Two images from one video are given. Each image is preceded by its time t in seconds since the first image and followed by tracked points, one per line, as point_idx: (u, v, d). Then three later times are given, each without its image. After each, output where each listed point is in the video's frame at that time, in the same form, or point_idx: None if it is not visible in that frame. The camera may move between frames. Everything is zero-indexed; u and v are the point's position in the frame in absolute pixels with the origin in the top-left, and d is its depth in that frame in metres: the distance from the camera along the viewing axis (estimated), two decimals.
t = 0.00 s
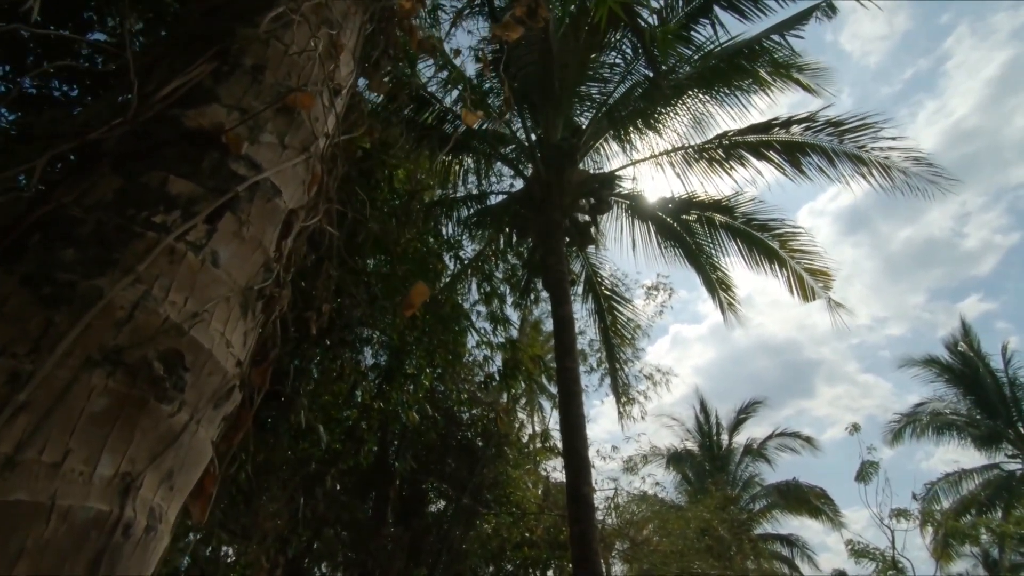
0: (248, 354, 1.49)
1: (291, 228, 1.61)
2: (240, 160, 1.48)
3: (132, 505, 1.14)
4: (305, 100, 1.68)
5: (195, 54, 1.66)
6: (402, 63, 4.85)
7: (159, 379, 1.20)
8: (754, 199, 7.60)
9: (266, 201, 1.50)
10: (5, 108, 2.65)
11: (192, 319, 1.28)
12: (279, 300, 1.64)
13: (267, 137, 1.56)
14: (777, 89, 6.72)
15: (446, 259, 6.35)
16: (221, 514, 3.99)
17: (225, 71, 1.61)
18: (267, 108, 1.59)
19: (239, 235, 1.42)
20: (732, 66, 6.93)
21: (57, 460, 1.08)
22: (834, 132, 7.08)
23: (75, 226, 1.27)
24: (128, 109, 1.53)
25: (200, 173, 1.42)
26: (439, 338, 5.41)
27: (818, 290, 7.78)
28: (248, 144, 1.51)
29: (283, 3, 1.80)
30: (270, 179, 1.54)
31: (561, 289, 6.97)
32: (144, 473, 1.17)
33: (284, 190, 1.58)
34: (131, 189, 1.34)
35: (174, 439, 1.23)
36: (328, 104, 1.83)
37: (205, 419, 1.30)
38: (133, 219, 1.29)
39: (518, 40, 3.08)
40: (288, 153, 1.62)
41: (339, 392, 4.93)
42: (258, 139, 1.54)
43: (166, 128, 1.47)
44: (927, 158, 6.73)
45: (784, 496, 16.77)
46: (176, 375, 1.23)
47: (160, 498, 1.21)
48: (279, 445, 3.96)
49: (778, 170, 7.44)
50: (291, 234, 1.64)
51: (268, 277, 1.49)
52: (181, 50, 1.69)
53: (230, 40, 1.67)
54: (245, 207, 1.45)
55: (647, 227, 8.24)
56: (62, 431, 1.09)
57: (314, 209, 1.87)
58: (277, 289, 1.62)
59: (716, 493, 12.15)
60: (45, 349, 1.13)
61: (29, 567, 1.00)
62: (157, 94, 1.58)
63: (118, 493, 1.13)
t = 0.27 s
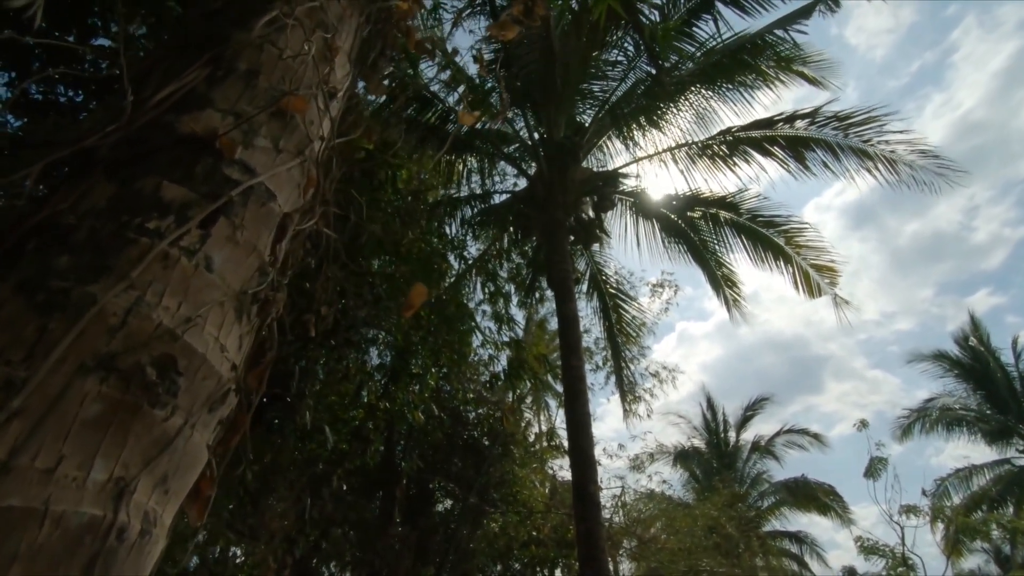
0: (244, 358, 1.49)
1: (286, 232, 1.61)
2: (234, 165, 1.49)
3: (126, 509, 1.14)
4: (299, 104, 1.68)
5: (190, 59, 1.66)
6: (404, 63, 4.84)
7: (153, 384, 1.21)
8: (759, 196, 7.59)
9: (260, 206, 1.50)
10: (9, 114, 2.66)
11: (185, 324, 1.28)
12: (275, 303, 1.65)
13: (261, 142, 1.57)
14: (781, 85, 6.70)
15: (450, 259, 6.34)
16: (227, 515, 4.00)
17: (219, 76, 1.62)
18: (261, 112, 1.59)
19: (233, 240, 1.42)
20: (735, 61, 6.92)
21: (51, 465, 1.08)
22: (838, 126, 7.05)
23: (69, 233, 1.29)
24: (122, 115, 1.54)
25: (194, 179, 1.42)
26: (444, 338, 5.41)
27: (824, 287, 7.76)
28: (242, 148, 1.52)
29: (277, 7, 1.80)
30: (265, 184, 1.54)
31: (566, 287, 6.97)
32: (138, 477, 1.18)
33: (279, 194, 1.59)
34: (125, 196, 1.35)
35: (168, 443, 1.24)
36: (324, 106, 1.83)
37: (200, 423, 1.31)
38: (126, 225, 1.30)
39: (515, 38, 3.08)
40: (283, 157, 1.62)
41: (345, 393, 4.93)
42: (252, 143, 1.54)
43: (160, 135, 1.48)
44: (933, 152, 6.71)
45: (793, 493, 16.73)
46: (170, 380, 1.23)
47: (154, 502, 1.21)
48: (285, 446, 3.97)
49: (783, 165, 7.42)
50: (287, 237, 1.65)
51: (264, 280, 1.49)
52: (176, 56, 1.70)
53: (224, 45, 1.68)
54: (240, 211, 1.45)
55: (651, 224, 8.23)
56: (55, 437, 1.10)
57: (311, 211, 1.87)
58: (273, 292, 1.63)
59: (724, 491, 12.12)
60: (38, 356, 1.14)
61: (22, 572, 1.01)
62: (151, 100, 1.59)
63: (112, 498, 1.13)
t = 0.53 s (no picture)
0: (235, 367, 1.51)
1: (277, 242, 1.62)
2: (223, 178, 1.50)
3: (118, 519, 1.16)
4: (288, 116, 1.69)
5: (179, 73, 1.68)
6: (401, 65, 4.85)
7: (143, 396, 1.22)
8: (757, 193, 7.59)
9: (250, 217, 1.51)
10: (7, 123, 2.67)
11: (175, 336, 1.30)
12: (266, 312, 1.66)
13: (250, 153, 1.58)
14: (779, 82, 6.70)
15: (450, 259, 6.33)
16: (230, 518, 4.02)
17: (208, 89, 1.63)
18: (250, 125, 1.60)
19: (223, 251, 1.43)
20: (732, 57, 6.92)
21: (42, 478, 1.10)
22: (837, 122, 7.06)
23: (59, 248, 1.30)
24: (112, 130, 1.55)
25: (184, 192, 1.44)
26: (445, 339, 5.42)
27: (824, 283, 7.77)
28: (231, 161, 1.53)
29: (266, 19, 1.81)
30: (255, 195, 1.55)
31: (566, 287, 6.98)
32: (130, 487, 1.19)
33: (269, 205, 1.60)
34: (116, 211, 1.36)
35: (160, 453, 1.25)
36: (314, 116, 1.84)
37: (191, 433, 1.32)
38: (117, 240, 1.31)
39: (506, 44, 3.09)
40: (272, 168, 1.64)
41: (346, 395, 4.95)
42: (241, 155, 1.55)
43: (149, 149, 1.49)
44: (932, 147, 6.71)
45: (796, 489, 16.73)
46: (160, 392, 1.24)
47: (146, 512, 1.23)
48: (286, 449, 3.98)
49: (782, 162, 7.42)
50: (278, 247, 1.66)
51: (254, 291, 1.50)
52: (166, 69, 1.71)
53: (213, 58, 1.69)
54: (230, 223, 1.46)
55: (651, 222, 8.24)
56: (47, 451, 1.11)
57: (303, 221, 1.88)
58: (264, 302, 1.64)
59: (727, 488, 12.12)
60: (29, 371, 1.15)
61: None
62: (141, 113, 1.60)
63: (104, 508, 1.15)
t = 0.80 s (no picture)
0: (232, 373, 1.51)
1: (273, 248, 1.63)
2: (219, 185, 1.50)
3: (117, 525, 1.17)
4: (283, 122, 1.69)
5: (174, 81, 1.68)
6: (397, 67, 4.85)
7: (140, 403, 1.22)
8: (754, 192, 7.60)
9: (245, 224, 1.52)
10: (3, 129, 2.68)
11: (172, 343, 1.30)
12: (263, 319, 1.66)
13: (245, 161, 1.58)
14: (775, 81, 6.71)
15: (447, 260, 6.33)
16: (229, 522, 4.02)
17: (203, 97, 1.64)
18: (246, 132, 1.60)
19: (219, 258, 1.44)
20: (728, 56, 6.93)
21: (41, 486, 1.11)
22: (832, 121, 7.08)
23: (56, 258, 1.31)
24: (108, 139, 1.56)
25: (180, 200, 1.44)
26: (443, 341, 5.43)
27: (821, 281, 7.78)
28: (226, 169, 1.53)
29: (260, 26, 1.82)
30: (250, 202, 1.55)
31: (563, 287, 6.99)
32: (128, 494, 1.20)
33: (264, 212, 1.60)
34: (112, 220, 1.37)
35: (157, 460, 1.26)
36: (309, 122, 1.84)
37: (188, 439, 1.33)
38: (113, 248, 1.32)
39: (502, 46, 3.10)
40: (267, 175, 1.64)
41: (344, 397, 4.95)
42: (237, 162, 1.55)
43: (145, 157, 1.50)
44: (927, 146, 6.73)
45: (795, 486, 16.75)
46: (157, 399, 1.25)
47: (145, 518, 1.23)
48: (284, 452, 3.99)
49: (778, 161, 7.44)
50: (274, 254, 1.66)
51: (250, 297, 1.51)
52: (162, 77, 1.72)
53: (208, 66, 1.69)
54: (225, 231, 1.46)
55: (648, 222, 8.25)
56: (46, 459, 1.12)
57: (297, 227, 1.89)
58: (260, 307, 1.64)
59: (726, 486, 12.14)
60: (28, 381, 1.16)
61: None
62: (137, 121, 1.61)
63: (103, 515, 1.16)
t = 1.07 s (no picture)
0: (240, 369, 1.51)
1: (280, 244, 1.63)
2: (227, 181, 1.50)
3: (131, 520, 1.17)
4: (290, 118, 1.69)
5: (180, 76, 1.67)
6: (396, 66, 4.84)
7: (153, 398, 1.22)
8: (751, 190, 7.61)
9: (254, 220, 1.52)
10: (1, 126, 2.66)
11: (184, 338, 1.30)
12: (270, 315, 1.67)
13: (253, 156, 1.58)
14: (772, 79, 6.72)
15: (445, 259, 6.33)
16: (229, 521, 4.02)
17: (210, 92, 1.63)
18: (253, 128, 1.60)
19: (228, 253, 1.44)
20: (725, 55, 6.94)
21: (57, 480, 1.10)
22: (830, 119, 7.09)
23: (67, 253, 1.30)
24: (115, 134, 1.55)
25: (189, 195, 1.44)
26: (441, 339, 5.43)
27: (818, 279, 7.79)
28: (234, 164, 1.53)
29: (266, 22, 1.81)
30: (258, 198, 1.55)
31: (561, 286, 6.99)
32: (142, 489, 1.20)
33: (272, 208, 1.60)
34: (122, 215, 1.36)
35: (170, 455, 1.26)
36: (314, 118, 1.84)
37: (200, 435, 1.33)
38: (123, 244, 1.31)
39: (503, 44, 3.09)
40: (274, 171, 1.64)
41: (343, 396, 4.94)
42: (245, 158, 1.55)
43: (153, 153, 1.50)
44: (923, 144, 6.75)
45: (792, 484, 16.78)
46: (170, 394, 1.25)
47: (158, 513, 1.23)
48: (283, 451, 3.98)
49: (775, 159, 7.45)
50: (280, 250, 1.66)
51: (259, 293, 1.51)
52: (168, 73, 1.71)
53: (214, 61, 1.69)
54: (234, 226, 1.46)
55: (645, 220, 8.25)
56: (61, 454, 1.11)
57: (303, 223, 1.89)
58: (267, 303, 1.65)
59: (723, 484, 12.15)
60: (41, 375, 1.15)
61: None
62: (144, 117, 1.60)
63: (118, 509, 1.16)
